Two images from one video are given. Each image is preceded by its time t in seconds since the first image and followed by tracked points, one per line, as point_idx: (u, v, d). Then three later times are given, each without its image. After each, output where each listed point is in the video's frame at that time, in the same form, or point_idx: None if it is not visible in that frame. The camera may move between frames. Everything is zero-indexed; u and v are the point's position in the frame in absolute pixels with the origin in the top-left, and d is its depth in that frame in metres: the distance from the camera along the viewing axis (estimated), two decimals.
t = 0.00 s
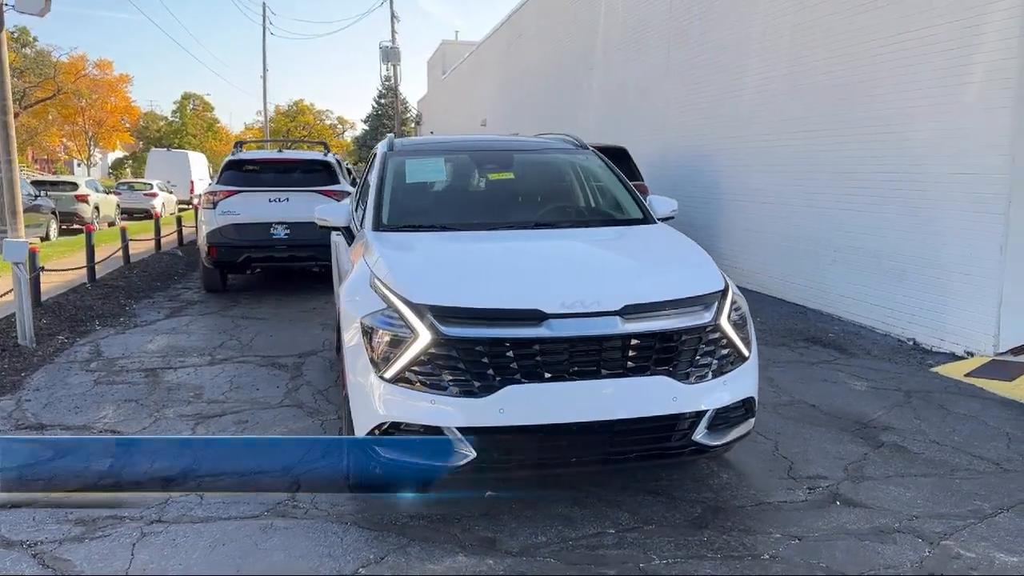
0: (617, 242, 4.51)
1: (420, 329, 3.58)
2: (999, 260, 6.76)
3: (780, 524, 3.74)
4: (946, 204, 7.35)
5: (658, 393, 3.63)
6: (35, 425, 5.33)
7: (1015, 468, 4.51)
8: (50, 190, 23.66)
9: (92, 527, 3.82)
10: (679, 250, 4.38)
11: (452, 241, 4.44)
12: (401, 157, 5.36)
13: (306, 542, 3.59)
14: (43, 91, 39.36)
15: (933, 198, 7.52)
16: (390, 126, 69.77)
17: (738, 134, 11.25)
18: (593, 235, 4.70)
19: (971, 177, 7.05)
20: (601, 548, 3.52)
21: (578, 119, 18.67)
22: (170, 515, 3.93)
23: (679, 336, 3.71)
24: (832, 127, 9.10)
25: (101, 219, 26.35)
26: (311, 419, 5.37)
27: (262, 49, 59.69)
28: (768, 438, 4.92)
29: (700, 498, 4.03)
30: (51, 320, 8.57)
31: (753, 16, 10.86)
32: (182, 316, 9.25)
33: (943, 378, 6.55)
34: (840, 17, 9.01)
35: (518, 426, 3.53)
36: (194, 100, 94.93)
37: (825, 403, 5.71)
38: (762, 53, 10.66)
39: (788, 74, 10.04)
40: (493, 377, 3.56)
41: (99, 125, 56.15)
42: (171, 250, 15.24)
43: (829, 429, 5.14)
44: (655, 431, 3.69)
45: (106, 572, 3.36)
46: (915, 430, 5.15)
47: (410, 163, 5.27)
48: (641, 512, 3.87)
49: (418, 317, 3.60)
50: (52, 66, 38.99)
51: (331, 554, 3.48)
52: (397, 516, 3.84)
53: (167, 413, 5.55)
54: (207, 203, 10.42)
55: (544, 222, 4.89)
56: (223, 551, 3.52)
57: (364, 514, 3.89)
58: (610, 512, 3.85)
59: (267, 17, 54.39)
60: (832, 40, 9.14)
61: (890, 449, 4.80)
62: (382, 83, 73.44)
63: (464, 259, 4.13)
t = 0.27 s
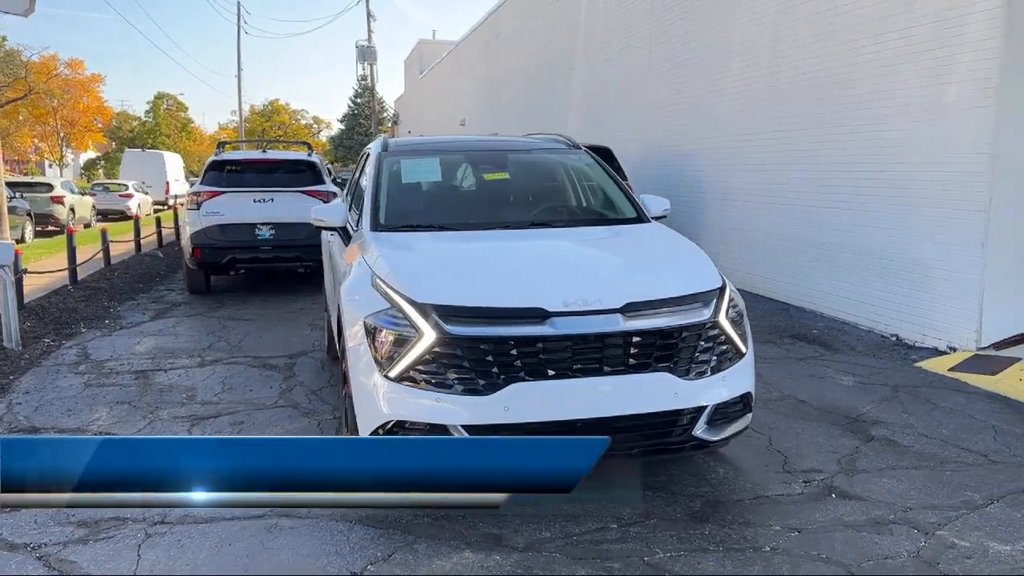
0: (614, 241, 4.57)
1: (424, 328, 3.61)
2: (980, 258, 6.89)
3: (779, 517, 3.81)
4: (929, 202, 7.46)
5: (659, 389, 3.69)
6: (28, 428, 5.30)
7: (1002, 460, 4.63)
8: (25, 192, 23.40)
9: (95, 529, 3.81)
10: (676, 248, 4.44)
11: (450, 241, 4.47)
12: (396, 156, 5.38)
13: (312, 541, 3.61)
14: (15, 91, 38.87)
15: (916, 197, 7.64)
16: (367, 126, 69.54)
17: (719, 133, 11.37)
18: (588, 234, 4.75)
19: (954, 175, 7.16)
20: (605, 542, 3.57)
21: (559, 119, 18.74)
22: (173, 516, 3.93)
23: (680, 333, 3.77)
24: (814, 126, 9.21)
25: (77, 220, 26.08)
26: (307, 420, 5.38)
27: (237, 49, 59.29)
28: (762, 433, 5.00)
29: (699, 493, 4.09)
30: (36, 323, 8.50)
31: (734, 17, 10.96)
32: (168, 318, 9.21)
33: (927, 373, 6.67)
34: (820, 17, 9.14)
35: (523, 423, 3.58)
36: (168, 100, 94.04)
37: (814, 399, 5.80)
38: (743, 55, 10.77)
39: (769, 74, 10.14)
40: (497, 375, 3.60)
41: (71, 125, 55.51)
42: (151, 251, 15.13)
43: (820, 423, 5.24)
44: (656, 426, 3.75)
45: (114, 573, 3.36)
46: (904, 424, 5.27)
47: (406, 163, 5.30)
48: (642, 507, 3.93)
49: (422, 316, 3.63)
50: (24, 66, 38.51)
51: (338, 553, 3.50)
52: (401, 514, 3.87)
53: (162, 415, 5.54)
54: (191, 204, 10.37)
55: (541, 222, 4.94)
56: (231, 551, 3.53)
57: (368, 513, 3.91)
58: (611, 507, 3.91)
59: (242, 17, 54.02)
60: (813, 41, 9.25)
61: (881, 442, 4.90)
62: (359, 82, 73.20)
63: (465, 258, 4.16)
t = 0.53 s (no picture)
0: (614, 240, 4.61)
1: (432, 328, 3.62)
2: (964, 255, 7.00)
3: (783, 512, 3.86)
4: (915, 200, 7.56)
5: (664, 388, 3.73)
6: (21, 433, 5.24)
7: (995, 453, 4.72)
8: None
9: (99, 534, 3.79)
10: (676, 247, 4.48)
11: (451, 241, 4.48)
12: (392, 156, 5.38)
13: (320, 542, 3.61)
14: None
15: (900, 195, 7.74)
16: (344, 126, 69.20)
17: (703, 132, 11.45)
18: (586, 234, 4.78)
19: (938, 173, 7.27)
20: (613, 539, 3.60)
21: (540, 118, 18.75)
22: (177, 520, 3.91)
23: (683, 332, 3.81)
24: (798, 125, 9.30)
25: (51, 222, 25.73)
26: (305, 422, 5.37)
27: (211, 49, 58.78)
28: (758, 429, 5.05)
29: (701, 489, 4.14)
30: (20, 326, 8.40)
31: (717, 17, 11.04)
32: (154, 320, 9.13)
33: (914, 369, 6.77)
34: (803, 18, 9.23)
35: (531, 422, 3.60)
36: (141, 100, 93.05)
37: (807, 395, 5.87)
38: (727, 54, 10.85)
39: (753, 74, 10.23)
40: (505, 375, 3.62)
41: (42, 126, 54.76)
42: (131, 253, 14.98)
43: (815, 419, 5.30)
44: (661, 424, 3.79)
45: None
46: (896, 419, 5.35)
47: (403, 163, 5.30)
48: (647, 504, 3.97)
49: (429, 317, 3.64)
50: None
51: (348, 554, 3.50)
52: (407, 514, 3.88)
53: (157, 418, 5.50)
54: (175, 205, 10.29)
55: (539, 222, 4.97)
56: (240, 554, 3.53)
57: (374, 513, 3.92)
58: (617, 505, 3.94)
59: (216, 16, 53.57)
60: (797, 41, 9.34)
61: (875, 437, 4.97)
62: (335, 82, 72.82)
63: (468, 258, 4.18)
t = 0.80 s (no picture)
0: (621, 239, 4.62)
1: (447, 328, 3.60)
2: (955, 249, 7.09)
3: (795, 507, 3.89)
4: (905, 197, 7.64)
5: (678, 384, 3.75)
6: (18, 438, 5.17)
7: (996, 446, 4.78)
8: None
9: (110, 539, 3.74)
10: (684, 244, 4.50)
11: (458, 239, 4.47)
12: (394, 156, 5.35)
13: (336, 543, 3.59)
14: None
15: (890, 192, 7.82)
16: (321, 125, 68.80)
17: (690, 131, 11.50)
18: (591, 232, 4.79)
19: (928, 170, 7.35)
20: (629, 537, 3.61)
21: (523, 117, 18.74)
22: (188, 523, 3.87)
23: (696, 329, 3.82)
24: (786, 123, 9.36)
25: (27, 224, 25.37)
26: (308, 424, 5.34)
27: (186, 49, 58.24)
28: (763, 425, 5.08)
29: (712, 485, 4.16)
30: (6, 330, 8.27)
31: (702, 16, 11.09)
32: (142, 322, 9.04)
33: (908, 363, 6.84)
34: (790, 16, 9.29)
35: (547, 420, 3.60)
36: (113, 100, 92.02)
37: (806, 390, 5.92)
38: (713, 53, 10.90)
39: (739, 73, 10.28)
40: (521, 373, 3.62)
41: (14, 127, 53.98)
42: (113, 255, 14.80)
43: (817, 414, 5.34)
44: (675, 421, 3.80)
45: None
46: (895, 413, 5.40)
47: (406, 162, 5.27)
48: (660, 501, 3.98)
49: (445, 316, 3.63)
50: None
51: (366, 555, 3.48)
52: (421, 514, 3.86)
53: (157, 421, 5.45)
54: (160, 206, 10.18)
55: (544, 221, 4.96)
56: (256, 557, 3.50)
57: (388, 514, 3.90)
58: (631, 502, 3.95)
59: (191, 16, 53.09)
60: (784, 40, 9.40)
61: (877, 432, 5.02)
62: (311, 81, 72.37)
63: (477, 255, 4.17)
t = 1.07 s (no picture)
0: (627, 237, 4.65)
1: (462, 328, 3.61)
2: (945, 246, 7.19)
3: (805, 502, 3.94)
4: (894, 195, 7.73)
5: (692, 382, 3.78)
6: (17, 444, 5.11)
7: (995, 439, 4.85)
8: None
9: (123, 544, 3.72)
10: (691, 243, 4.53)
11: (465, 240, 4.47)
12: (397, 156, 5.33)
13: (353, 545, 3.59)
14: None
15: (880, 190, 7.91)
16: (298, 125, 68.40)
17: (677, 130, 11.56)
18: (596, 231, 4.81)
19: (918, 169, 7.44)
20: (645, 534, 3.64)
21: (508, 117, 18.74)
22: (200, 527, 3.86)
23: (708, 327, 3.86)
24: (774, 123, 9.44)
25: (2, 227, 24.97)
26: (311, 425, 5.33)
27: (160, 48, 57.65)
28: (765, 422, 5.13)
29: (722, 482, 4.20)
30: None
31: (688, 15, 11.15)
32: (131, 325, 8.96)
33: (900, 359, 6.93)
34: (778, 16, 9.37)
35: (563, 419, 3.62)
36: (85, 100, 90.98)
37: (804, 387, 5.98)
38: (699, 53, 10.96)
39: (726, 72, 10.35)
40: (536, 373, 3.63)
41: None
42: (94, 257, 14.64)
43: (817, 410, 5.41)
44: (689, 418, 3.83)
45: None
46: (894, 408, 5.47)
47: (410, 163, 5.26)
48: (672, 498, 4.01)
49: (460, 316, 3.63)
50: None
51: (384, 556, 3.49)
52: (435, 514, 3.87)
53: (157, 425, 5.41)
54: (146, 208, 10.10)
55: (548, 220, 4.98)
56: (273, 559, 3.49)
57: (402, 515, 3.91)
58: (643, 500, 3.98)
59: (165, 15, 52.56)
60: (771, 40, 9.48)
61: (877, 427, 5.09)
62: (288, 80, 71.93)
63: (488, 255, 4.17)
